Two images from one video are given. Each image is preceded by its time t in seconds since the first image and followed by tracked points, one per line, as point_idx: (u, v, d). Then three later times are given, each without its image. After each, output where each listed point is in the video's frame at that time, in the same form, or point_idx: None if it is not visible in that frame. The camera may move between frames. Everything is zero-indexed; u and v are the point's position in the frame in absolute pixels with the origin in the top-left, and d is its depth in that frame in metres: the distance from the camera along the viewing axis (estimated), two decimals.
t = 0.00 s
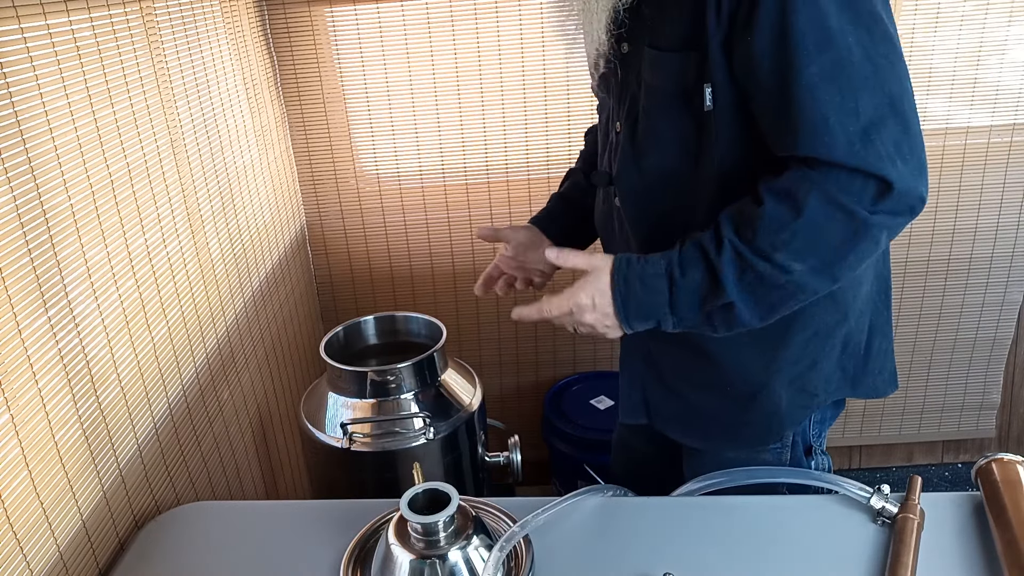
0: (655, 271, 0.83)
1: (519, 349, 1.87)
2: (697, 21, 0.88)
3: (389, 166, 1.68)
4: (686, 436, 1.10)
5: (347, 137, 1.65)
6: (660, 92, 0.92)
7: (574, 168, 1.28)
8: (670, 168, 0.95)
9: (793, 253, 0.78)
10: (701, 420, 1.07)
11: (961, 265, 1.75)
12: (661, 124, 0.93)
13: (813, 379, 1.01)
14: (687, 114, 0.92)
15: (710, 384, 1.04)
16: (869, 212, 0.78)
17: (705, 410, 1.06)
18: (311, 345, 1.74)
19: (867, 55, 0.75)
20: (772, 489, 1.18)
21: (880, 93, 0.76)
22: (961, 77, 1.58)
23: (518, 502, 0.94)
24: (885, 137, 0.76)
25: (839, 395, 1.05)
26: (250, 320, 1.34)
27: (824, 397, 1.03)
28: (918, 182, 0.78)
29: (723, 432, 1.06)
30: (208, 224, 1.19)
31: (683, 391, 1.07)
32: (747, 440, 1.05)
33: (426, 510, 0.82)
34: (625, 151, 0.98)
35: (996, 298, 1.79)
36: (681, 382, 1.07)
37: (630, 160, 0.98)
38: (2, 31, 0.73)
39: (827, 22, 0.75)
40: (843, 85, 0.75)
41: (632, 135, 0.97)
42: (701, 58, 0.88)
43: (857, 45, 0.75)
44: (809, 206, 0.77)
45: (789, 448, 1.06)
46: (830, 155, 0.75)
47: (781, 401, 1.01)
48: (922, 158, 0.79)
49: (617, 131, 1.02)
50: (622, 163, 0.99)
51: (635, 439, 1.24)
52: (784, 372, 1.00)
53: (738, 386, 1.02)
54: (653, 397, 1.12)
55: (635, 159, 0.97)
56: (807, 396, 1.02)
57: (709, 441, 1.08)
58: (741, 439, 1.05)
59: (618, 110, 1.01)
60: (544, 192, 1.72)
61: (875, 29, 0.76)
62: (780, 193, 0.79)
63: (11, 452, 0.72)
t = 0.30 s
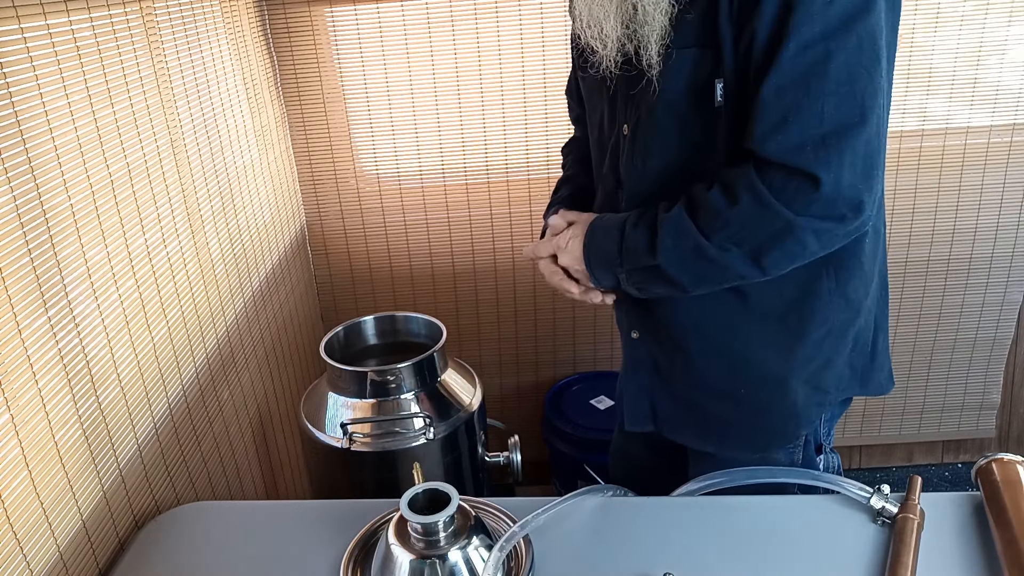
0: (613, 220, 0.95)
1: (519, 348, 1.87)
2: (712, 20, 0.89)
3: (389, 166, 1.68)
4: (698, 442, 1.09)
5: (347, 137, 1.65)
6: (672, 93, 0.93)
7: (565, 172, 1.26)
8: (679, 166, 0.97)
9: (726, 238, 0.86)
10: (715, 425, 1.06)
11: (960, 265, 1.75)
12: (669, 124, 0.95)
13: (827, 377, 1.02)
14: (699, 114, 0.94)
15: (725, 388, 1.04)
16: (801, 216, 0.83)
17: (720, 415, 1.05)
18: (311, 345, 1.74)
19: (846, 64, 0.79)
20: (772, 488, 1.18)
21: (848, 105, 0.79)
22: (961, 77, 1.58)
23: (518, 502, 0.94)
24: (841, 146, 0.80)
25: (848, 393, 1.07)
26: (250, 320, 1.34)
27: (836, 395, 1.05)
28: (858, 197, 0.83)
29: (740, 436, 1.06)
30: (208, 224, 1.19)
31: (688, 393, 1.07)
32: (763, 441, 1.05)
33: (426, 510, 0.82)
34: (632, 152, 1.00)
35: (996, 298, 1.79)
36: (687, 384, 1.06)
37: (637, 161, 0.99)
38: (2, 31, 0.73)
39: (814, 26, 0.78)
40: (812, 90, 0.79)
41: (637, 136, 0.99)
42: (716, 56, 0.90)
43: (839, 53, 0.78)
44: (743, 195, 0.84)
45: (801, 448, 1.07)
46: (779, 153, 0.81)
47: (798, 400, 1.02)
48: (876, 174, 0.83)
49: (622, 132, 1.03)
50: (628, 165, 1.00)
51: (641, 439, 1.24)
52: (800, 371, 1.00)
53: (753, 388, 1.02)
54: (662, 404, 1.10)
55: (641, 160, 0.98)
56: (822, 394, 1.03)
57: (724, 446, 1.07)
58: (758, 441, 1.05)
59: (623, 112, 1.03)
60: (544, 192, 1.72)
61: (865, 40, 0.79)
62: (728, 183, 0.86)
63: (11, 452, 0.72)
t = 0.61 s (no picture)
0: (626, 230, 0.95)
1: (519, 348, 1.87)
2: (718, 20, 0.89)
3: (389, 166, 1.68)
4: (705, 443, 1.08)
5: (347, 137, 1.65)
6: (677, 93, 0.93)
7: (559, 173, 1.26)
8: (682, 166, 0.97)
9: (749, 243, 0.87)
10: (721, 426, 1.06)
11: (961, 265, 1.75)
12: (672, 125, 0.95)
13: (831, 374, 1.02)
14: (703, 114, 0.94)
15: (731, 388, 1.03)
16: (824, 217, 0.83)
17: (727, 415, 1.05)
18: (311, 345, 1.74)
19: (861, 63, 0.79)
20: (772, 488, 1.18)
21: (865, 103, 0.80)
22: (961, 77, 1.58)
23: (518, 502, 0.94)
24: (862, 145, 0.80)
25: (847, 390, 1.08)
26: (251, 320, 1.34)
27: (838, 392, 1.05)
28: (881, 195, 0.83)
29: (748, 436, 1.05)
30: (208, 224, 1.19)
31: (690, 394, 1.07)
32: (772, 441, 1.04)
33: (426, 510, 0.82)
34: (633, 152, 1.00)
35: (996, 298, 1.79)
36: (688, 384, 1.06)
37: (641, 161, 0.99)
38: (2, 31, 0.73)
39: (827, 26, 0.79)
40: (828, 90, 0.79)
41: (639, 136, 0.99)
42: (722, 57, 0.91)
43: (852, 53, 0.79)
44: (765, 199, 0.84)
45: (802, 446, 1.07)
46: (801, 156, 0.81)
47: (804, 398, 1.01)
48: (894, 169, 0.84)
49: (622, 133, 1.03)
50: (631, 165, 1.00)
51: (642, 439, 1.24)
52: (804, 369, 1.00)
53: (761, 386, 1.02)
54: (666, 406, 1.10)
55: (645, 159, 0.98)
56: (827, 393, 1.03)
57: (732, 446, 1.07)
58: (768, 440, 1.04)
59: (623, 111, 1.03)
60: (544, 192, 1.72)
61: (878, 38, 0.79)
62: (746, 188, 0.87)
63: (11, 452, 0.72)
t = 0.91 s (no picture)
0: (624, 232, 0.95)
1: (519, 348, 1.87)
2: (720, 20, 0.89)
3: (389, 166, 1.68)
4: (702, 442, 1.08)
5: (347, 137, 1.65)
6: (676, 92, 0.93)
7: (553, 174, 1.26)
8: (681, 166, 0.97)
9: (750, 242, 0.87)
10: (719, 425, 1.06)
11: (960, 265, 1.75)
12: (671, 124, 0.95)
13: (828, 370, 1.02)
14: (703, 114, 0.94)
15: (729, 386, 1.03)
16: (825, 216, 0.83)
17: (725, 414, 1.05)
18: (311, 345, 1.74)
19: (860, 62, 0.79)
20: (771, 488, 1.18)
21: (866, 103, 0.80)
22: (961, 77, 1.58)
23: (518, 502, 0.94)
24: (862, 144, 0.80)
25: (842, 387, 1.08)
26: (250, 319, 1.34)
27: (835, 390, 1.05)
28: (881, 193, 0.83)
29: (746, 434, 1.05)
30: (208, 224, 1.19)
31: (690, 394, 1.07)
32: (770, 439, 1.04)
33: (426, 510, 0.82)
34: (632, 151, 1.00)
35: (996, 298, 1.79)
36: (687, 383, 1.06)
37: (640, 160, 0.99)
38: (2, 31, 0.73)
39: (828, 26, 0.79)
40: (828, 90, 0.79)
41: (638, 136, 0.99)
42: (721, 57, 0.91)
43: (852, 52, 0.79)
44: (766, 199, 0.84)
45: (800, 444, 1.07)
46: (802, 155, 0.81)
47: (802, 396, 1.01)
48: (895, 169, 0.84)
49: (619, 132, 1.03)
50: (629, 164, 1.00)
51: (640, 438, 1.24)
52: (801, 367, 1.00)
53: (759, 384, 1.02)
54: (663, 405, 1.09)
55: (644, 159, 0.98)
56: (824, 390, 1.03)
57: (731, 445, 1.06)
58: (766, 439, 1.04)
59: (620, 110, 1.03)
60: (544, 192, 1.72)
61: (877, 37, 0.80)
62: (746, 187, 0.86)
63: (11, 452, 0.72)
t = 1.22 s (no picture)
0: (627, 234, 0.93)
1: (519, 348, 1.87)
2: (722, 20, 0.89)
3: (389, 166, 1.68)
4: (702, 441, 1.08)
5: (347, 137, 1.65)
6: (678, 93, 0.93)
7: (551, 174, 1.25)
8: (682, 166, 0.97)
9: (760, 241, 0.86)
10: (719, 423, 1.06)
11: (960, 265, 1.75)
12: (673, 124, 0.95)
13: (827, 368, 1.02)
14: (705, 114, 0.94)
15: (728, 385, 1.03)
16: (836, 214, 0.83)
17: (725, 412, 1.05)
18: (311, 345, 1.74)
19: (866, 63, 0.80)
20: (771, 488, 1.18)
21: (873, 103, 0.80)
22: (961, 77, 1.58)
23: (518, 502, 0.94)
24: (871, 143, 0.81)
25: (840, 385, 1.08)
26: (250, 319, 1.34)
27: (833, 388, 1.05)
28: (889, 191, 0.84)
29: (745, 433, 1.05)
30: (208, 224, 1.19)
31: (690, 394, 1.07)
32: (769, 438, 1.04)
33: (426, 510, 0.82)
34: (632, 151, 1.00)
35: (996, 298, 1.79)
36: (687, 383, 1.06)
37: (641, 160, 0.99)
38: (2, 31, 0.73)
39: (835, 28, 0.79)
40: (836, 90, 0.80)
41: (639, 136, 0.99)
42: (723, 57, 0.91)
43: (859, 53, 0.80)
44: (776, 197, 0.84)
45: (798, 442, 1.07)
46: (811, 155, 0.81)
47: (801, 395, 1.01)
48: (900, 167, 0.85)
49: (620, 132, 1.03)
50: (630, 164, 1.00)
51: (640, 438, 1.24)
52: (801, 365, 1.00)
53: (759, 382, 1.02)
54: (663, 404, 1.09)
55: (644, 159, 0.98)
56: (823, 389, 1.03)
57: (731, 443, 1.06)
58: (765, 437, 1.04)
59: (621, 109, 1.03)
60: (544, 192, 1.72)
61: (882, 38, 0.80)
62: (754, 186, 0.86)
63: (11, 452, 0.72)
